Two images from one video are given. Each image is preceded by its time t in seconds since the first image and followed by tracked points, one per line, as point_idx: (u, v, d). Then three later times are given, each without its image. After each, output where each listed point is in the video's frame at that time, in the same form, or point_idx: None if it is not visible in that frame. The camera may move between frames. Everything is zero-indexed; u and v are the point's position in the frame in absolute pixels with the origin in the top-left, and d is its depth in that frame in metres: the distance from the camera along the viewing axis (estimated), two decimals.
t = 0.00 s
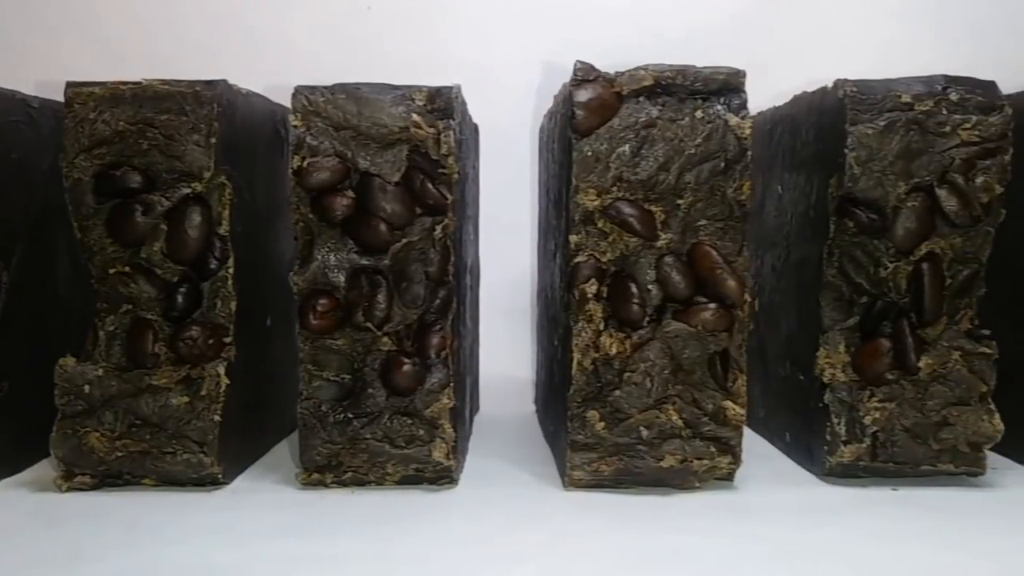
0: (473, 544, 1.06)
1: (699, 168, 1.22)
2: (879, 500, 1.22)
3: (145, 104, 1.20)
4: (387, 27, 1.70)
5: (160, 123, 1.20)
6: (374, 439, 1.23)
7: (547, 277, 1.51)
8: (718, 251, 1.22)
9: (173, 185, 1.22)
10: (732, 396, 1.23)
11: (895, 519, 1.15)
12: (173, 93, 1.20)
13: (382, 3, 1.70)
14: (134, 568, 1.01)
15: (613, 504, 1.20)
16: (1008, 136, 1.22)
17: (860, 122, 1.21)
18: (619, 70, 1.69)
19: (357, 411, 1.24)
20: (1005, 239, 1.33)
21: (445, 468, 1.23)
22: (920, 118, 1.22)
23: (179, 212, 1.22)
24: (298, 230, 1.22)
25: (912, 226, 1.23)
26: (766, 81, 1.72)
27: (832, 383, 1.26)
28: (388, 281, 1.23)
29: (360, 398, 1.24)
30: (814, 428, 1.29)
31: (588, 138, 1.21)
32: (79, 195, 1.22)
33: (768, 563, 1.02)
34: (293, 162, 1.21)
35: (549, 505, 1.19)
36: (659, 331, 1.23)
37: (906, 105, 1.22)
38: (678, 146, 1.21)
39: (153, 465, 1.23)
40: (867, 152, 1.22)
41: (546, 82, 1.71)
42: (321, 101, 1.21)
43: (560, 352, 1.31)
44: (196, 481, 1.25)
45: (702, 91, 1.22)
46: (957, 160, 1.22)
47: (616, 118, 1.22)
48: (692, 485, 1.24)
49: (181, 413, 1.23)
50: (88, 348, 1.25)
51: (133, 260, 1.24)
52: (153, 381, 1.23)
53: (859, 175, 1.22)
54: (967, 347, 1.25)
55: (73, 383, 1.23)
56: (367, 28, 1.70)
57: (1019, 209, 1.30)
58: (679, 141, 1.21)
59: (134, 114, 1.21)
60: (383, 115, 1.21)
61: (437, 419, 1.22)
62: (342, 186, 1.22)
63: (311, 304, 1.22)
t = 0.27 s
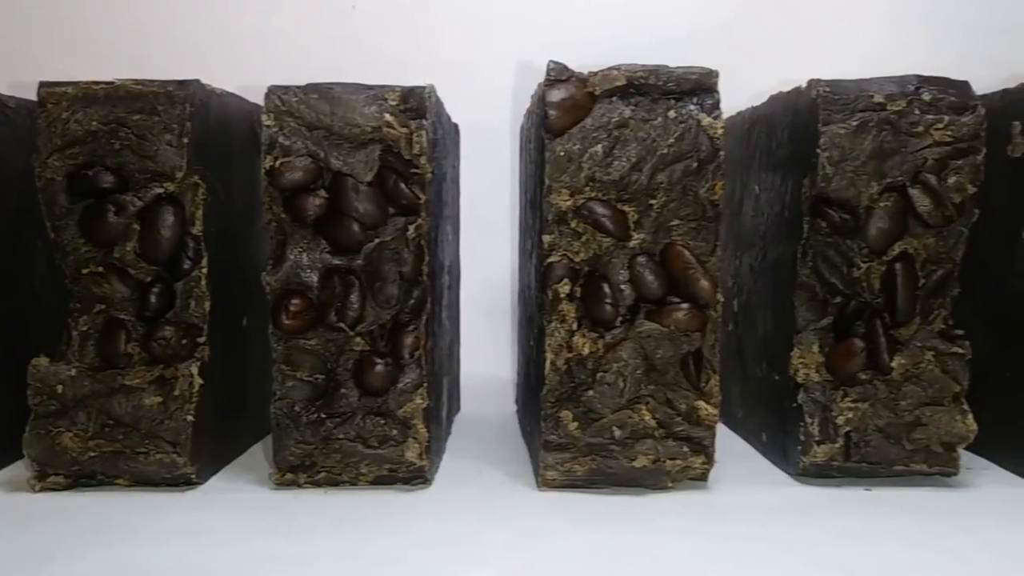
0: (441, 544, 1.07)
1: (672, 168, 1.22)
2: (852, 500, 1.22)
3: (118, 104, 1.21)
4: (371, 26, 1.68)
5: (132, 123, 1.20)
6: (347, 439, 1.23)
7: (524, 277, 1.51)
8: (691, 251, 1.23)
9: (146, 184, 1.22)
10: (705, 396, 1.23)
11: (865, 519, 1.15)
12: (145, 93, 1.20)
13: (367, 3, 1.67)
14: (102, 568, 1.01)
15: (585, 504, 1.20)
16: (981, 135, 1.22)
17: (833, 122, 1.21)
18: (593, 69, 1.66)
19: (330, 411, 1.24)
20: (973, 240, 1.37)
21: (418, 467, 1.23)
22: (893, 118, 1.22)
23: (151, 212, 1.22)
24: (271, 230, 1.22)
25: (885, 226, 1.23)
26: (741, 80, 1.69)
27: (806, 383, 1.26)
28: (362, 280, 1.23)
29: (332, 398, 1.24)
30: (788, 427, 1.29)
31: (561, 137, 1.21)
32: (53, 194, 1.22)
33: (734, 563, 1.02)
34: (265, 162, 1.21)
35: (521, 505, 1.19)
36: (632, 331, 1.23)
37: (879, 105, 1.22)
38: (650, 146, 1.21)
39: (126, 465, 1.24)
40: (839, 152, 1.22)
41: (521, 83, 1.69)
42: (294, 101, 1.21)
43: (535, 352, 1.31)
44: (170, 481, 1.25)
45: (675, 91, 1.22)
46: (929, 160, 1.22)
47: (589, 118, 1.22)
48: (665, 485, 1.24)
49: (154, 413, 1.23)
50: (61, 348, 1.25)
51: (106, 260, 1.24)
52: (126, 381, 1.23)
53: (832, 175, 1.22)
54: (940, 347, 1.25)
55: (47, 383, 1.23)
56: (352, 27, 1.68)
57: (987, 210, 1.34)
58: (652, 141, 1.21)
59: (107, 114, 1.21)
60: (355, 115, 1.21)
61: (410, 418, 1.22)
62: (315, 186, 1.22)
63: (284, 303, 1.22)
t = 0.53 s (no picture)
0: (410, 545, 1.07)
1: (644, 168, 1.22)
2: (824, 500, 1.22)
3: (90, 104, 1.21)
4: (355, 26, 1.67)
5: (105, 123, 1.21)
6: (320, 439, 1.23)
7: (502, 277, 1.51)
8: (664, 251, 1.23)
9: (119, 184, 1.22)
10: (678, 396, 1.23)
11: (836, 519, 1.16)
12: (118, 93, 1.20)
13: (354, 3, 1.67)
14: (70, 569, 1.01)
15: (558, 504, 1.20)
16: (953, 136, 1.22)
17: (806, 122, 1.21)
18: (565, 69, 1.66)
19: (303, 411, 1.24)
20: (947, 241, 1.37)
21: (391, 467, 1.23)
22: (865, 118, 1.22)
23: (124, 212, 1.22)
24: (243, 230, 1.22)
25: (858, 226, 1.23)
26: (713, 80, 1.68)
27: (780, 383, 1.26)
28: (335, 280, 1.23)
29: (305, 398, 1.24)
30: (762, 427, 1.29)
31: (534, 137, 1.21)
32: (25, 195, 1.22)
33: (702, 563, 1.03)
34: (238, 162, 1.21)
35: (493, 505, 1.19)
36: (605, 331, 1.23)
37: (852, 105, 1.22)
38: (623, 146, 1.21)
39: (100, 465, 1.23)
40: (812, 152, 1.22)
41: (493, 84, 1.69)
42: (267, 101, 1.21)
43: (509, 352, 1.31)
44: (144, 481, 1.25)
45: (648, 91, 1.22)
46: (902, 160, 1.22)
47: (562, 118, 1.22)
48: (638, 486, 1.24)
49: (127, 413, 1.23)
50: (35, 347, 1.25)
51: (79, 260, 1.24)
52: (99, 381, 1.23)
53: (804, 175, 1.22)
54: (913, 347, 1.25)
55: (20, 383, 1.23)
56: (338, 26, 1.67)
57: (961, 210, 1.34)
58: (624, 141, 1.21)
59: (79, 114, 1.21)
60: (328, 115, 1.21)
61: (383, 419, 1.22)
62: (287, 186, 1.22)
63: (257, 303, 1.22)
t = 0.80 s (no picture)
0: (380, 546, 1.07)
1: (617, 168, 1.22)
2: (797, 500, 1.22)
3: (63, 104, 1.21)
4: (339, 28, 1.66)
5: (77, 123, 1.20)
6: (293, 439, 1.23)
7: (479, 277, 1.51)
8: (637, 251, 1.23)
9: (91, 184, 1.22)
10: (650, 396, 1.24)
11: (806, 519, 1.16)
12: (90, 93, 1.20)
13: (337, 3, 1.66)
14: (37, 569, 1.02)
15: (530, 504, 1.20)
16: (925, 136, 1.22)
17: (778, 122, 1.22)
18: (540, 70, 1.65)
19: (276, 411, 1.24)
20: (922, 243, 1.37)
21: (364, 467, 1.23)
22: (838, 118, 1.22)
23: (96, 212, 1.22)
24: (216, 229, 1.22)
25: (830, 226, 1.23)
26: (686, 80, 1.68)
27: (754, 383, 1.26)
28: (308, 280, 1.24)
29: (279, 399, 1.24)
30: (737, 427, 1.29)
31: (507, 137, 1.21)
32: None
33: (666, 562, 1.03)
34: (210, 162, 1.21)
35: (465, 505, 1.19)
36: (577, 331, 1.23)
37: (824, 106, 1.22)
38: (595, 146, 1.22)
39: (73, 465, 1.23)
40: (784, 152, 1.22)
41: (467, 85, 1.68)
42: (239, 101, 1.21)
43: (483, 351, 1.31)
44: (117, 481, 1.25)
45: (621, 91, 1.22)
46: (875, 160, 1.22)
47: (535, 118, 1.22)
48: (611, 486, 1.24)
49: (100, 413, 1.23)
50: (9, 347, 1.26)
51: (53, 260, 1.24)
52: (72, 381, 1.23)
53: (777, 175, 1.22)
54: (886, 347, 1.25)
55: None
56: (321, 25, 1.66)
57: (936, 210, 1.34)
58: (597, 141, 1.22)
59: (52, 114, 1.21)
60: (301, 115, 1.21)
61: (356, 419, 1.22)
62: (260, 186, 1.22)
63: (230, 303, 1.22)
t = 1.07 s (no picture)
0: (350, 545, 1.07)
1: (591, 168, 1.22)
2: (769, 500, 1.22)
3: (36, 104, 1.21)
4: (324, 27, 1.67)
5: (50, 124, 1.20)
6: (266, 439, 1.24)
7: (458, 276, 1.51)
8: (610, 251, 1.23)
9: (65, 184, 1.22)
10: (624, 396, 1.24)
11: (776, 519, 1.16)
12: (64, 93, 1.20)
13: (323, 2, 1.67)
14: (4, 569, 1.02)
15: (503, 503, 1.20)
16: (898, 136, 1.23)
17: (752, 122, 1.22)
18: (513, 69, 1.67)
19: (250, 411, 1.24)
20: (899, 245, 1.37)
21: (337, 467, 1.23)
22: (811, 118, 1.22)
23: (70, 211, 1.22)
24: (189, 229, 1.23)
25: (804, 226, 1.23)
26: (659, 79, 1.69)
27: (728, 382, 1.26)
28: (281, 280, 1.24)
29: (252, 398, 1.24)
30: (711, 427, 1.29)
31: (480, 137, 1.21)
32: None
33: (634, 562, 1.04)
34: (183, 161, 1.21)
35: (438, 505, 1.20)
36: (551, 331, 1.23)
37: (797, 106, 1.22)
38: (568, 146, 1.22)
39: (47, 464, 1.24)
40: (757, 153, 1.22)
41: (442, 85, 1.70)
42: (212, 101, 1.21)
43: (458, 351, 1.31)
44: (91, 481, 1.25)
45: (594, 91, 1.22)
46: (848, 160, 1.22)
47: (508, 118, 1.22)
48: (585, 486, 1.25)
49: (74, 412, 1.23)
50: None
51: (26, 260, 1.24)
52: (46, 381, 1.24)
53: (751, 175, 1.22)
54: (859, 347, 1.25)
55: None
56: (306, 24, 1.67)
57: (911, 210, 1.34)
58: (570, 141, 1.22)
59: (25, 114, 1.21)
60: (274, 115, 1.21)
61: (329, 418, 1.23)
62: (233, 186, 1.22)
63: (203, 303, 1.22)
